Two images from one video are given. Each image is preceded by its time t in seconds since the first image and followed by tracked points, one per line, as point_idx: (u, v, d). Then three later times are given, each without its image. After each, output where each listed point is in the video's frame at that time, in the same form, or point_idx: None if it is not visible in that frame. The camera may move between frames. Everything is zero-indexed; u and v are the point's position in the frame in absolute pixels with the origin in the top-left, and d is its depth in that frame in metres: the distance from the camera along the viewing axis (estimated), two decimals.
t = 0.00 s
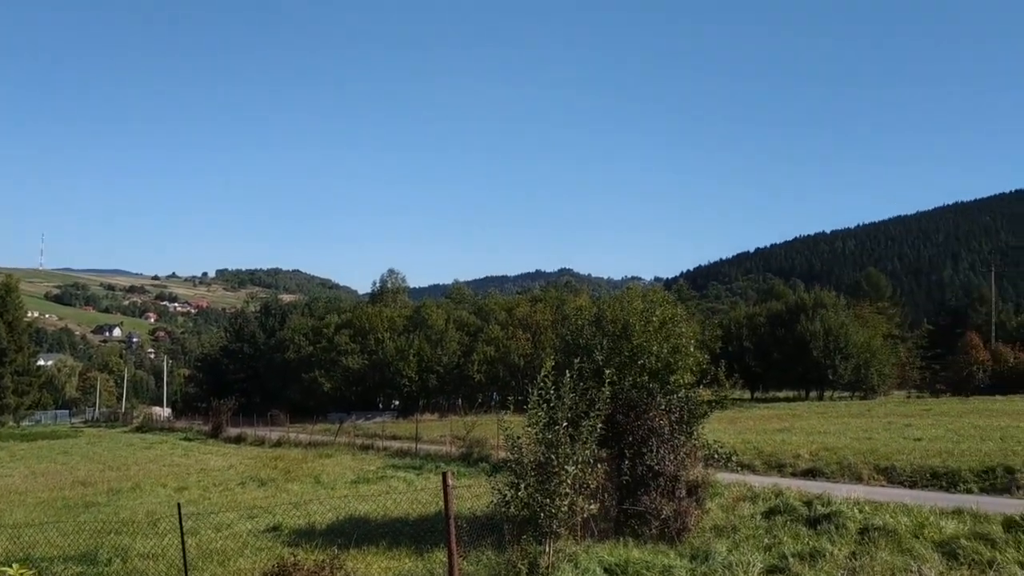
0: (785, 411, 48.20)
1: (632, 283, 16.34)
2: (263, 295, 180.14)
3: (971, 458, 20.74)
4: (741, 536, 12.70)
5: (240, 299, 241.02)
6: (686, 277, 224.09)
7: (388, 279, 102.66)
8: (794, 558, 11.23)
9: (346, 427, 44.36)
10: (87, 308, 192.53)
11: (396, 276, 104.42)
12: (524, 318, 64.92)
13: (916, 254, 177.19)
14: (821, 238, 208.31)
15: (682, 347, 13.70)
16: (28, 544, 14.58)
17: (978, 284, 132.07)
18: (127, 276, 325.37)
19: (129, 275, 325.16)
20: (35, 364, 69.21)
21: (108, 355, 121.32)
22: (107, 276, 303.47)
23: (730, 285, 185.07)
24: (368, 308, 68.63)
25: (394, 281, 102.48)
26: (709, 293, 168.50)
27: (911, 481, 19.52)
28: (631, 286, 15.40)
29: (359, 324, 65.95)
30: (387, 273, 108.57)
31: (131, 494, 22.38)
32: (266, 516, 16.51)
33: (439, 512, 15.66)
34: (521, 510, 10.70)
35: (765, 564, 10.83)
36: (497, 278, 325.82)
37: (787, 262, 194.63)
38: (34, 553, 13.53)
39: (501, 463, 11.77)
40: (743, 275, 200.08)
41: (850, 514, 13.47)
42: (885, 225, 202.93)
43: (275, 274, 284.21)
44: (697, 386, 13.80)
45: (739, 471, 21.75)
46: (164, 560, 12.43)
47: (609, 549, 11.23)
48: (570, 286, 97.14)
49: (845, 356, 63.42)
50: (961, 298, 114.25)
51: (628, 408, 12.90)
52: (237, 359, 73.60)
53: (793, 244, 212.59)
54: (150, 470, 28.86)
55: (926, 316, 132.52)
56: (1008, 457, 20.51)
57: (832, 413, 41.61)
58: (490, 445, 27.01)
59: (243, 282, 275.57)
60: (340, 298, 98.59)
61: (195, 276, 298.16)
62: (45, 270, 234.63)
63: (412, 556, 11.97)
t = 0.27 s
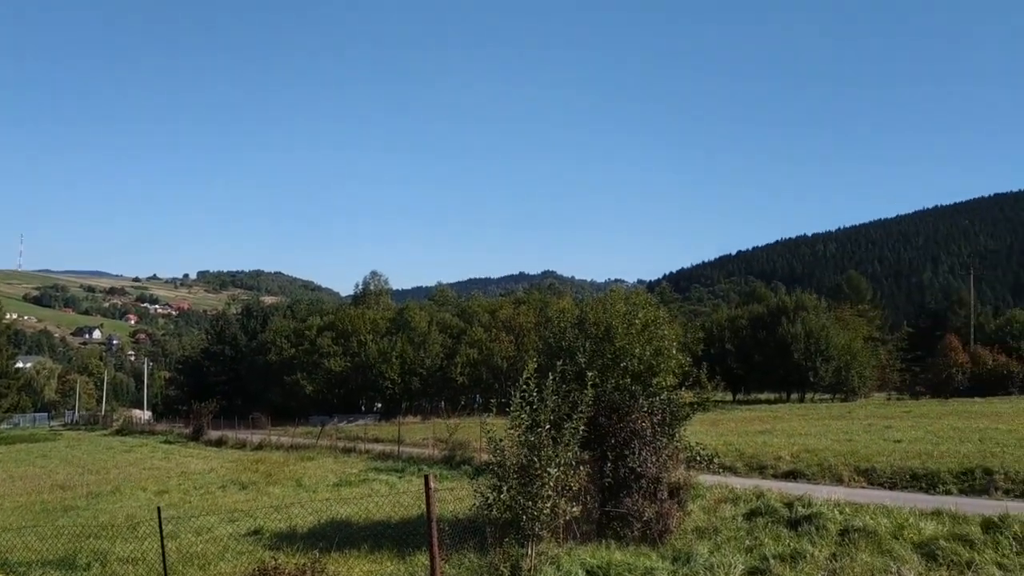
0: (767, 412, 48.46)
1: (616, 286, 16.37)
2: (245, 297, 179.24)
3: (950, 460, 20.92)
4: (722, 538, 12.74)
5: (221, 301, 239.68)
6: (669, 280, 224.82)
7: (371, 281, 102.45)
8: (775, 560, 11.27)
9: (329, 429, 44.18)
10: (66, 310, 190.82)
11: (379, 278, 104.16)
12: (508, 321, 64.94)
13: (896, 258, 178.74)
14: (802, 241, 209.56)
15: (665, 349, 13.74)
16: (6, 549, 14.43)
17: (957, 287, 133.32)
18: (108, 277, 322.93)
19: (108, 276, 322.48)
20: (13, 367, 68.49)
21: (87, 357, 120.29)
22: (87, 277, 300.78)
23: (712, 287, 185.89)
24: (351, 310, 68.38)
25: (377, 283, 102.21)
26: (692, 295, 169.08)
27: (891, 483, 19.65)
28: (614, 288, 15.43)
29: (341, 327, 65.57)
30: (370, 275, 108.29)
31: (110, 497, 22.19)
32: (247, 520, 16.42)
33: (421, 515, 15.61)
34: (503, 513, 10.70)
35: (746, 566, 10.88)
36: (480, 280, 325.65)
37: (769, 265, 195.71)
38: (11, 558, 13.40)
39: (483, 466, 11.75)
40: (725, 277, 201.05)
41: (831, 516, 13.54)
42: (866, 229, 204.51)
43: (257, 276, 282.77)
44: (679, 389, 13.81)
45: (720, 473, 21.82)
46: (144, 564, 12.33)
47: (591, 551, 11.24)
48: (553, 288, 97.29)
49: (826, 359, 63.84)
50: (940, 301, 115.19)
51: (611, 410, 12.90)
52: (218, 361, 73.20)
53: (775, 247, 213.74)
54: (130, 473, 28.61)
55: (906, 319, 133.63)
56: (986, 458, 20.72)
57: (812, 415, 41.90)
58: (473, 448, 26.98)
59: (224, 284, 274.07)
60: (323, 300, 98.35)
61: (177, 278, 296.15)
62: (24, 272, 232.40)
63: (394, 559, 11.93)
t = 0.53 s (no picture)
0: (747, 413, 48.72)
1: (598, 287, 16.39)
2: (225, 297, 178.31)
3: (928, 461, 21.10)
4: (703, 539, 12.79)
5: (202, 302, 238.27)
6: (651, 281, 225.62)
7: (353, 282, 102.19)
8: (755, 560, 11.32)
9: (310, 431, 44.02)
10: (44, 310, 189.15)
11: (361, 279, 103.83)
12: (490, 322, 64.94)
13: (875, 260, 180.29)
14: (783, 244, 210.79)
15: (646, 351, 13.76)
16: None
17: (936, 289, 134.55)
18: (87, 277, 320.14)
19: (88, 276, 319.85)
20: None
21: (66, 358, 119.30)
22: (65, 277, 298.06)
23: (693, 289, 186.79)
24: (333, 311, 68.12)
25: (359, 283, 101.88)
26: (673, 297, 169.78)
27: (870, 484, 19.80)
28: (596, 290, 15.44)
29: (323, 328, 65.25)
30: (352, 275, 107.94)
31: (88, 499, 22.01)
32: (227, 522, 16.33)
33: (402, 517, 15.58)
34: (485, 514, 10.71)
35: (726, 566, 10.93)
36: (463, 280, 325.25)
37: (750, 266, 196.81)
38: None
39: (465, 467, 11.74)
40: (707, 279, 201.97)
41: (810, 516, 13.63)
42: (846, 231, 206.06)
43: (238, 276, 281.27)
44: (660, 390, 13.84)
45: (701, 474, 21.90)
46: (122, 567, 12.25)
47: (572, 552, 11.26)
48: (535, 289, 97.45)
49: (807, 360, 64.21)
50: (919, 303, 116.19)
51: (593, 411, 12.92)
52: (198, 362, 72.80)
53: (756, 249, 214.87)
54: (109, 474, 28.39)
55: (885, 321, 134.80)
56: (963, 459, 20.91)
57: (792, 416, 42.15)
58: (454, 449, 26.96)
59: (205, 284, 272.50)
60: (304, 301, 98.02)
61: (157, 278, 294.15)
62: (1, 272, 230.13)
63: (376, 560, 11.90)
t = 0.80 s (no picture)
0: (729, 416, 48.87)
1: (581, 289, 16.42)
2: (207, 299, 177.29)
3: (908, 463, 21.25)
4: (685, 541, 12.84)
5: (183, 304, 236.81)
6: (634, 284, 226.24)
7: (336, 284, 101.87)
8: (737, 562, 11.37)
9: (292, 434, 43.84)
10: (23, 312, 187.37)
11: (344, 281, 103.47)
12: (474, 324, 64.89)
13: (857, 263, 181.62)
14: (766, 247, 211.85)
15: (629, 353, 13.79)
16: None
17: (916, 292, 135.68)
18: (67, 278, 317.35)
19: (68, 277, 317.11)
20: None
21: (45, 361, 118.25)
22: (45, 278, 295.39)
23: (676, 291, 187.49)
24: (315, 313, 67.89)
25: (342, 285, 101.53)
26: (657, 299, 170.26)
27: (850, 486, 19.93)
28: (580, 292, 15.46)
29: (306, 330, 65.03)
30: (335, 277, 107.56)
31: (67, 503, 21.82)
32: (208, 525, 16.22)
33: (384, 520, 15.53)
34: (467, 517, 10.71)
35: (708, 568, 10.97)
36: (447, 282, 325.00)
37: (733, 269, 197.73)
38: None
39: (447, 470, 11.72)
40: (690, 281, 202.69)
41: (791, 518, 13.70)
42: (827, 234, 207.42)
43: (220, 278, 279.76)
44: (643, 392, 13.85)
45: (683, 476, 21.96)
46: (101, 571, 12.14)
47: (554, 555, 11.26)
48: (519, 292, 97.44)
49: (788, 362, 64.53)
50: (899, 306, 117.12)
51: (576, 413, 12.93)
52: (179, 364, 72.34)
53: (739, 252, 215.82)
54: (88, 478, 28.15)
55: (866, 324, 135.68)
56: (942, 461, 21.07)
57: (774, 418, 42.33)
58: (437, 452, 26.89)
59: (186, 286, 270.92)
60: (286, 303, 97.63)
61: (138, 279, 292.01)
62: None
63: (357, 563, 11.87)
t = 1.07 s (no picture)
0: (715, 416, 49.01)
1: (567, 290, 16.44)
2: (191, 300, 176.31)
3: (891, 463, 21.37)
4: (670, 541, 12.86)
5: (167, 305, 235.48)
6: (620, 285, 226.57)
7: (322, 285, 101.57)
8: (721, 562, 11.41)
9: (276, 436, 43.64)
10: (5, 313, 185.82)
11: (329, 282, 103.21)
12: (460, 325, 64.81)
13: (841, 265, 182.58)
14: (751, 248, 212.76)
15: (614, 354, 13.78)
16: None
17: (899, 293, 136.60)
18: (49, 279, 315.12)
19: (51, 278, 314.90)
20: None
21: (27, 363, 117.30)
22: (27, 279, 293.01)
23: (662, 292, 187.86)
24: (301, 314, 67.65)
25: (327, 287, 101.24)
26: (642, 300, 170.66)
27: (834, 485, 20.03)
28: (566, 293, 15.46)
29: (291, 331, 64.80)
30: (320, 278, 107.29)
31: (49, 505, 21.64)
32: (192, 527, 16.12)
33: (369, 521, 15.48)
34: (452, 518, 10.70)
35: (693, 568, 10.99)
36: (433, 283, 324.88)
37: (718, 270, 198.41)
38: None
39: (433, 471, 11.69)
40: (676, 281, 203.19)
41: (775, 519, 13.74)
42: (812, 235, 208.47)
43: (204, 279, 278.28)
44: (628, 393, 13.86)
45: (668, 477, 22.01)
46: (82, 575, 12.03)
47: (540, 556, 11.25)
48: (505, 293, 97.43)
49: (773, 363, 64.80)
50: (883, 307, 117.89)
51: (561, 414, 12.93)
52: (163, 366, 71.93)
53: (724, 253, 216.65)
54: (71, 480, 27.95)
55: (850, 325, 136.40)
56: (926, 460, 21.19)
57: (759, 419, 42.50)
58: (423, 453, 26.87)
59: (170, 287, 269.32)
60: (271, 304, 97.21)
61: (121, 280, 290.05)
62: None
63: (341, 566, 11.81)
